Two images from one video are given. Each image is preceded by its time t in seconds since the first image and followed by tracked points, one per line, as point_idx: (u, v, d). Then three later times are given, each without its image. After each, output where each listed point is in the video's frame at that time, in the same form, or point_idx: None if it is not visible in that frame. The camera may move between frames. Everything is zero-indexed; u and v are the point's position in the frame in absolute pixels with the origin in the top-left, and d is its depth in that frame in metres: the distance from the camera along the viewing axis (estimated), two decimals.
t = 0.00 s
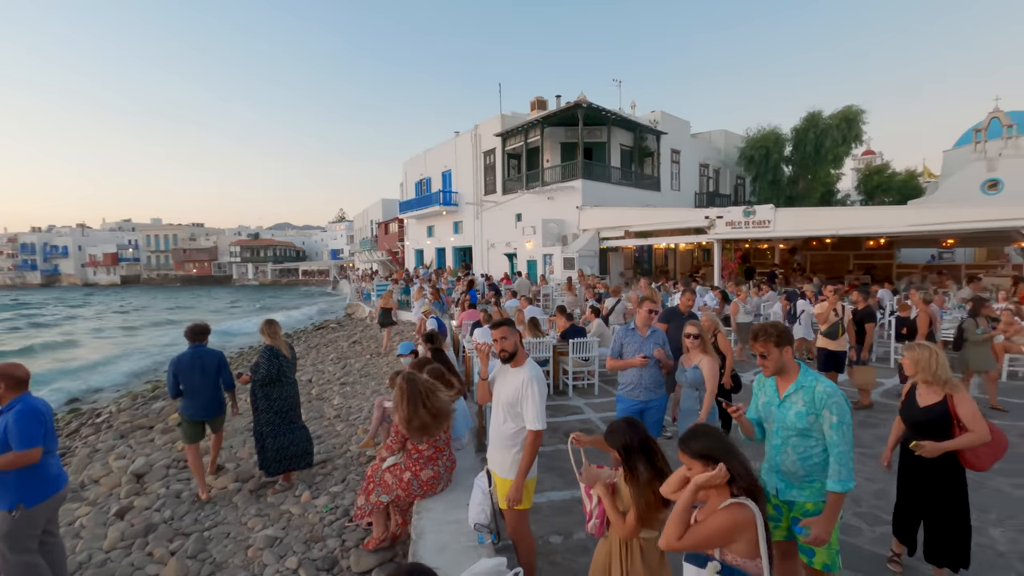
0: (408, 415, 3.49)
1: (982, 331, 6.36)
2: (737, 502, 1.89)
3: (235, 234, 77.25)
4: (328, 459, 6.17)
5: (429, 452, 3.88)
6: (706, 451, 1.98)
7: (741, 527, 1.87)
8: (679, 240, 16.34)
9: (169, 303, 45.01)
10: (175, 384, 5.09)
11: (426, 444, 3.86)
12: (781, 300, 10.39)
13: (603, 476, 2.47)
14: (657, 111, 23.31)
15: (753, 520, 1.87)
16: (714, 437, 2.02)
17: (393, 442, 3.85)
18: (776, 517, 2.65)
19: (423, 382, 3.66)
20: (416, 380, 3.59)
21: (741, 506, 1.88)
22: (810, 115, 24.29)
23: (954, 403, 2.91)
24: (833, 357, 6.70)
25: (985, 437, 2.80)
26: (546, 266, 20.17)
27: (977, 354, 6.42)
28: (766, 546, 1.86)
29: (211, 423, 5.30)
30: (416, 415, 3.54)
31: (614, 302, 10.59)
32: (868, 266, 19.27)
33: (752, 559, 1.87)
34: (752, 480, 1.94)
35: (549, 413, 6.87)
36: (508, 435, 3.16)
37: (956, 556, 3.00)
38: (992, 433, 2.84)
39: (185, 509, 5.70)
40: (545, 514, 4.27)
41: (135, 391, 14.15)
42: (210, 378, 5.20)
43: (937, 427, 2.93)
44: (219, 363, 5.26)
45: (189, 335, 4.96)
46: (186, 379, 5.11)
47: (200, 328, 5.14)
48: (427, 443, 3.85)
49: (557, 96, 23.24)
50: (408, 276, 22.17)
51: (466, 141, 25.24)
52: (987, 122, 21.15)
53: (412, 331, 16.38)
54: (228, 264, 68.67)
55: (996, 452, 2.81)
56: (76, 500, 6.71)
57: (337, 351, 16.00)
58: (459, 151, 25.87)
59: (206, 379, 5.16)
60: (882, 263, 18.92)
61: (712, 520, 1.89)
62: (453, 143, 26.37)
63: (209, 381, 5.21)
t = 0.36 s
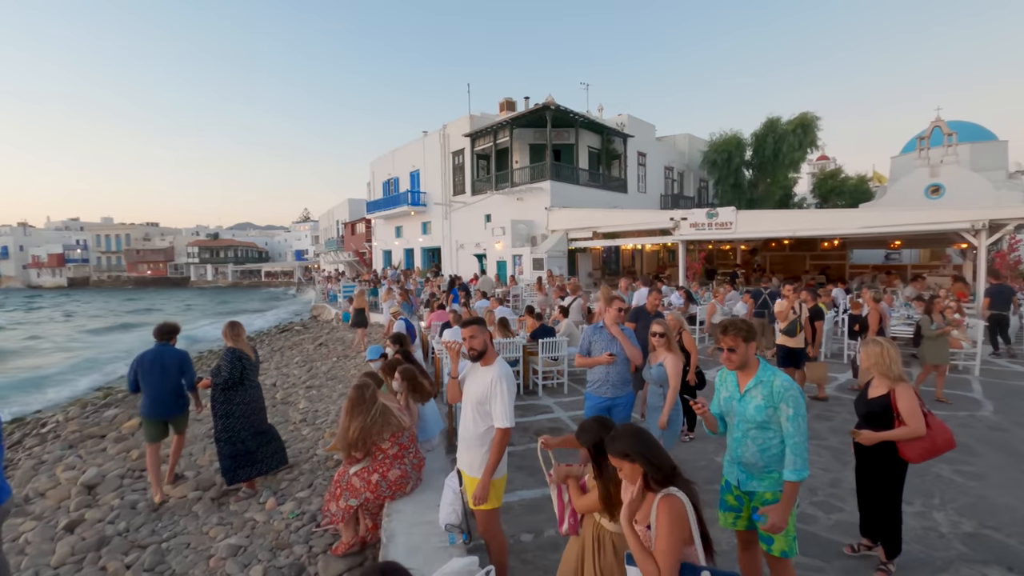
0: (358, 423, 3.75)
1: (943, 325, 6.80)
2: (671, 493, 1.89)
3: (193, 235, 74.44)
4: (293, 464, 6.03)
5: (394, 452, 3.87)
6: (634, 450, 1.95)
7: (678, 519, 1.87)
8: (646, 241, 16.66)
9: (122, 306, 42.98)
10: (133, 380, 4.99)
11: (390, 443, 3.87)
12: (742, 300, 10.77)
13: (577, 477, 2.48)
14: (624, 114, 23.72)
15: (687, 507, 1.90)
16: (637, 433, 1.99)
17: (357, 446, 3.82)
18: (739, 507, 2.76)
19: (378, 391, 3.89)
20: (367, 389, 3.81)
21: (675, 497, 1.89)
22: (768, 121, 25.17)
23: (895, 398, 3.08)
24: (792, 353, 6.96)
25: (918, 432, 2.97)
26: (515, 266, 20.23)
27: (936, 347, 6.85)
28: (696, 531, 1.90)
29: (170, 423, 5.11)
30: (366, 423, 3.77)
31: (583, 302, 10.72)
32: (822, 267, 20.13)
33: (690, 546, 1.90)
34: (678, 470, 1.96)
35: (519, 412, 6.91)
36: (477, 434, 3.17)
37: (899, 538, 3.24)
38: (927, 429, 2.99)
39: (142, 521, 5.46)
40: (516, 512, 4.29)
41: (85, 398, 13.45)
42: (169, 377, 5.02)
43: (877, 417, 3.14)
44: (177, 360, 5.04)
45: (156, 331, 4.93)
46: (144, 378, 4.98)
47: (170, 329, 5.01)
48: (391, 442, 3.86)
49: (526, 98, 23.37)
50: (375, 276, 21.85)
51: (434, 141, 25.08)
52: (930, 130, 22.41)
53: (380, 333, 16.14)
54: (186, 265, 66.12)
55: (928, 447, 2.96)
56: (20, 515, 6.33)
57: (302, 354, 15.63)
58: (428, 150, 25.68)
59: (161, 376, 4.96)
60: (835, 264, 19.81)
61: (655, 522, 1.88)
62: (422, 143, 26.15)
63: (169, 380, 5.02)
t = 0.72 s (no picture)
0: (325, 423, 3.70)
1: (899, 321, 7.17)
2: (619, 493, 1.90)
3: (153, 234, 71.68)
4: (260, 470, 5.88)
5: (362, 451, 3.81)
6: (582, 453, 1.97)
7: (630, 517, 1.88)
8: (616, 241, 16.90)
9: (74, 309, 40.96)
10: (98, 379, 4.98)
11: (358, 442, 3.81)
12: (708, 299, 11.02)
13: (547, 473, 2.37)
14: (594, 116, 24.01)
15: (637, 506, 1.92)
16: (584, 435, 2.03)
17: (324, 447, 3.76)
18: (705, 499, 2.84)
19: (350, 392, 3.88)
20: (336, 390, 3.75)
21: (625, 497, 1.90)
22: (733, 125, 25.86)
23: (844, 388, 3.23)
24: (757, 350, 7.18)
25: (862, 421, 3.13)
26: (487, 266, 20.23)
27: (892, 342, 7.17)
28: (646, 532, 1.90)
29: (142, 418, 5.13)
30: (333, 423, 3.72)
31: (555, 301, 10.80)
32: (785, 267, 20.84)
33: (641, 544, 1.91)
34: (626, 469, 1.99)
35: (492, 412, 6.90)
36: (448, 434, 3.15)
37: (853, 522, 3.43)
38: (871, 419, 3.15)
39: (99, 532, 5.24)
40: (489, 512, 4.30)
41: (35, 406, 12.77)
42: (135, 374, 4.99)
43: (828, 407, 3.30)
44: (138, 355, 5.01)
45: (117, 328, 4.88)
46: (110, 377, 4.96)
47: (132, 325, 4.93)
48: (359, 442, 3.80)
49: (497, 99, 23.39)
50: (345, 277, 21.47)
51: (405, 140, 24.83)
52: (883, 136, 23.47)
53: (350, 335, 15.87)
54: (144, 266, 63.57)
55: (870, 437, 3.13)
56: None
57: (269, 357, 15.25)
58: (398, 150, 25.40)
59: (123, 373, 4.94)
60: (796, 264, 20.52)
61: (607, 523, 1.89)
62: (392, 142, 25.86)
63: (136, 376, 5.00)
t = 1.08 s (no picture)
0: (316, 416, 3.74)
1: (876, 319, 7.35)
2: (594, 492, 1.90)
3: (127, 235, 69.94)
4: (239, 474, 5.76)
5: (347, 450, 3.75)
6: (563, 448, 1.99)
7: (602, 516, 1.86)
8: (600, 242, 17.00)
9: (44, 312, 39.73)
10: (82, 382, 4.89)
11: (343, 440, 3.75)
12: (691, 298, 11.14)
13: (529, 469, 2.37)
14: (577, 117, 24.11)
15: (612, 508, 1.90)
16: (567, 431, 2.04)
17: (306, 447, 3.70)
18: (688, 496, 2.87)
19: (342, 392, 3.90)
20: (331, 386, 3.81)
21: (599, 496, 1.90)
22: (713, 127, 26.20)
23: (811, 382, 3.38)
24: (739, 349, 7.29)
25: (822, 413, 3.29)
26: (471, 267, 20.19)
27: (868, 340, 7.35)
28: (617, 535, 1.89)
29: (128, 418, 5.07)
30: (322, 417, 3.75)
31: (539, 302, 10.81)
32: (764, 267, 21.20)
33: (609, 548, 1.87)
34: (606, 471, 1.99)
35: (476, 412, 6.88)
36: (433, 434, 3.13)
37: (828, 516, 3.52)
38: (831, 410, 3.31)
39: (70, 541, 5.07)
40: (473, 512, 4.28)
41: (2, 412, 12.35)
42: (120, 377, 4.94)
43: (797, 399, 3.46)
44: (120, 360, 4.96)
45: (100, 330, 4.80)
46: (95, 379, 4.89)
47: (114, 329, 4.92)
48: (344, 440, 3.76)
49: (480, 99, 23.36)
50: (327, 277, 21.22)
51: (387, 139, 24.63)
52: (858, 140, 24.04)
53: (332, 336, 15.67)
54: (118, 267, 61.91)
55: (833, 428, 3.28)
56: None
57: (249, 359, 14.98)
58: (381, 149, 25.18)
59: (106, 378, 4.87)
60: (775, 264, 20.89)
61: (578, 520, 1.87)
62: (374, 141, 25.63)
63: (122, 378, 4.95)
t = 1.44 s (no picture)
0: (307, 412, 3.70)
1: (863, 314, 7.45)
2: (558, 485, 1.92)
3: (111, 231, 68.77)
4: (227, 473, 5.72)
5: (336, 446, 3.73)
6: (534, 440, 2.00)
7: (566, 509, 1.88)
8: (590, 238, 17.02)
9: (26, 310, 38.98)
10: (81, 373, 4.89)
11: (332, 436, 3.73)
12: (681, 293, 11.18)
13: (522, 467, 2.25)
14: (567, 113, 24.06)
15: (575, 503, 1.92)
16: (539, 423, 2.06)
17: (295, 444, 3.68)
18: (675, 491, 2.88)
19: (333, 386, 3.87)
20: (323, 381, 3.76)
21: (563, 489, 1.92)
22: (703, 123, 26.30)
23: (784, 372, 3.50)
24: (728, 344, 7.36)
25: (784, 402, 3.45)
26: (461, 263, 20.16)
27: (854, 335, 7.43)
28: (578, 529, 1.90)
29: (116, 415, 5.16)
30: (312, 413, 3.71)
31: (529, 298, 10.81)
32: (752, 263, 21.38)
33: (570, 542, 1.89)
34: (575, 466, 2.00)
35: (467, 409, 6.87)
36: (423, 431, 3.12)
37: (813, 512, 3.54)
38: (796, 402, 3.44)
39: (54, 543, 5.01)
40: (463, 509, 4.28)
41: None
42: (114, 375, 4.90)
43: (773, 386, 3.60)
44: (115, 357, 4.90)
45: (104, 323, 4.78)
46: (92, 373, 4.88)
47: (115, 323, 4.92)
48: (333, 435, 3.74)
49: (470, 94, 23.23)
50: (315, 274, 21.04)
51: (377, 134, 24.42)
52: (844, 136, 24.29)
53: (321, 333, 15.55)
54: (102, 264, 60.93)
55: (792, 417, 3.45)
56: None
57: (236, 356, 14.82)
58: (370, 144, 24.98)
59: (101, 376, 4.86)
60: (764, 260, 21.08)
61: (543, 511, 1.89)
62: (363, 136, 25.41)
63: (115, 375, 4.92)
